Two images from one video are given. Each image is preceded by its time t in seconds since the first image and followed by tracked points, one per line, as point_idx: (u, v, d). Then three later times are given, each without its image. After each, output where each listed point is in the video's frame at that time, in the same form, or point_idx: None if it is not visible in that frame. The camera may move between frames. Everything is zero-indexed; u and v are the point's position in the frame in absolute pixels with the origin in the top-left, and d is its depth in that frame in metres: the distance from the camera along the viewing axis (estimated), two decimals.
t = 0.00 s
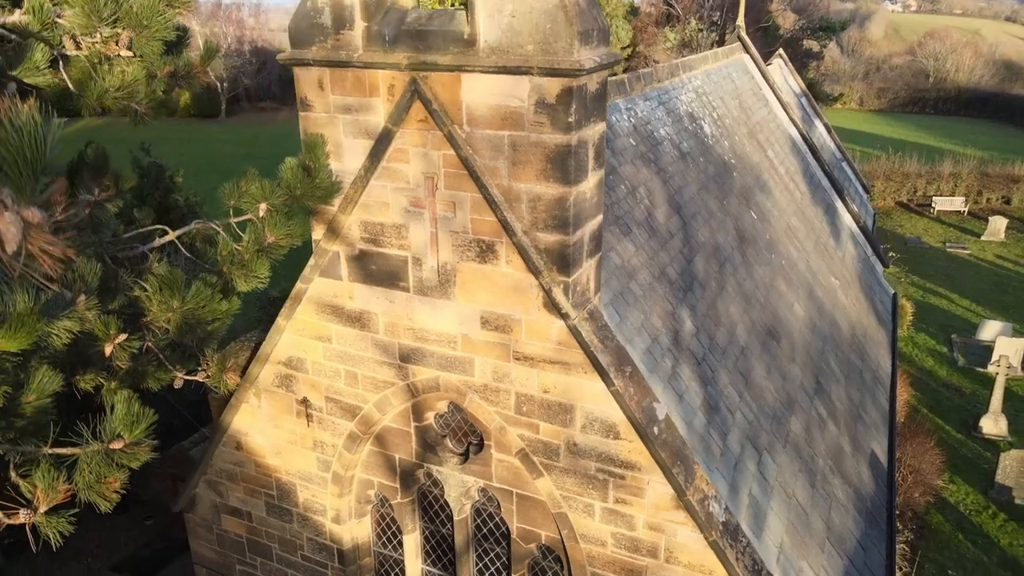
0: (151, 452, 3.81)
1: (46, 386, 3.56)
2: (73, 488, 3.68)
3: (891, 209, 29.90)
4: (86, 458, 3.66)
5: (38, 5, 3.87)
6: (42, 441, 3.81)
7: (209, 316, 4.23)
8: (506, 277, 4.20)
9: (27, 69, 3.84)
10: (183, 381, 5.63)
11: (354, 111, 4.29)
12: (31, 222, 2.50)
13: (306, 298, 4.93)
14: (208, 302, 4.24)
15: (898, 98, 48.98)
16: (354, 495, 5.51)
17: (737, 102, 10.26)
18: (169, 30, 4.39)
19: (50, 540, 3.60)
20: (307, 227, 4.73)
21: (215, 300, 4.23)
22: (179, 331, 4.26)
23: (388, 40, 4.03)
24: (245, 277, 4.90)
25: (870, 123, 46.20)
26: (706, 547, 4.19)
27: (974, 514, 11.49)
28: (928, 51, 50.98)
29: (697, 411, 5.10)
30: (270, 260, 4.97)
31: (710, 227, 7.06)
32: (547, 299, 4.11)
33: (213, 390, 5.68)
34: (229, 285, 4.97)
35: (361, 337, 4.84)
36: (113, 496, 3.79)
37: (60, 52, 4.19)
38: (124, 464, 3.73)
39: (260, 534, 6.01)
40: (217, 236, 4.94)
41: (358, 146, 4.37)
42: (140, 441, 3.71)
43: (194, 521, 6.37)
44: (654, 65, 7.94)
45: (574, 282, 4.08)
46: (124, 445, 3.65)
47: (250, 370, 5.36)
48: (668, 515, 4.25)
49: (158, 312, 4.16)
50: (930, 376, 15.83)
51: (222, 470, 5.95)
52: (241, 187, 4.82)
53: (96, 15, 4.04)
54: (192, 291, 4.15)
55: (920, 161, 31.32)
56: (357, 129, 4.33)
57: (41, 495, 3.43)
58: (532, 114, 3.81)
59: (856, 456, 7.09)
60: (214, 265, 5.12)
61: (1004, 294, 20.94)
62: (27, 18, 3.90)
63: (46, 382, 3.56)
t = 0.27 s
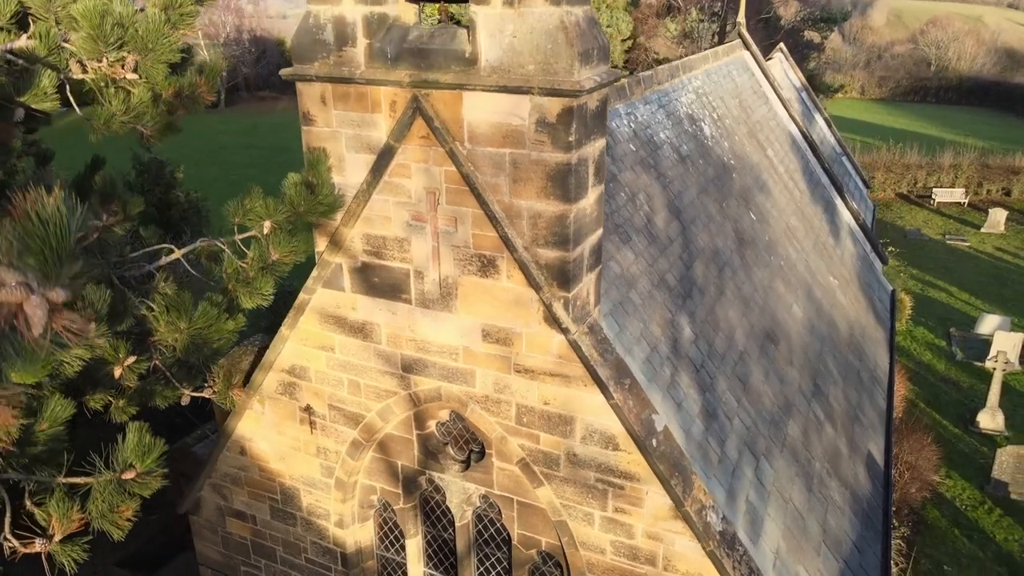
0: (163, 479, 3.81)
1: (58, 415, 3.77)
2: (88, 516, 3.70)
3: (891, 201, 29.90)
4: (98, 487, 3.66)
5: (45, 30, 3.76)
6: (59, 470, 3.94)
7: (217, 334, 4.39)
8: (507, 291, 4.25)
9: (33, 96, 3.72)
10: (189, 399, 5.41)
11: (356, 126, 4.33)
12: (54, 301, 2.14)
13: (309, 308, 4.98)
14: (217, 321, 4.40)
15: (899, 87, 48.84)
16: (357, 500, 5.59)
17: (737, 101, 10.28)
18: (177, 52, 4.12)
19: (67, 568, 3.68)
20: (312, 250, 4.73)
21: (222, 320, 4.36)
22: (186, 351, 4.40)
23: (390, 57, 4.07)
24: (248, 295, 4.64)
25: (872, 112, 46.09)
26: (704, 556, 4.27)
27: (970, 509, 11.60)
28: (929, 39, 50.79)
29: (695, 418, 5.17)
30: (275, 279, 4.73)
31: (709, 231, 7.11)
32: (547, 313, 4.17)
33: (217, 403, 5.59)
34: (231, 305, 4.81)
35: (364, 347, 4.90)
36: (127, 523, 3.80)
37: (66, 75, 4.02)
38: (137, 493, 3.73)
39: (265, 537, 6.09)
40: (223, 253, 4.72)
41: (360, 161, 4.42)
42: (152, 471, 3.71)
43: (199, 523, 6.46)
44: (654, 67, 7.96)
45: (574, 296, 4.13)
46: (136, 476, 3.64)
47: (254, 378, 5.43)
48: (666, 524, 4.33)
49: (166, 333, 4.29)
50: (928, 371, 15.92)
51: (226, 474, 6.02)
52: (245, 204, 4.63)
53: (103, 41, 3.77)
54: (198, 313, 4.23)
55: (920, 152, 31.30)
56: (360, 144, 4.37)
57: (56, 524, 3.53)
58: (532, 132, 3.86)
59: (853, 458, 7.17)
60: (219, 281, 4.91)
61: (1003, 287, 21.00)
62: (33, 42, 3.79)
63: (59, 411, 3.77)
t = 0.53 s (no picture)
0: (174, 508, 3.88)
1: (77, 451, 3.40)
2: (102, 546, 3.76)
3: (891, 192, 29.90)
4: (112, 518, 3.72)
5: (52, 58, 3.72)
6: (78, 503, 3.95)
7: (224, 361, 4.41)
8: (508, 307, 4.31)
9: (42, 125, 3.60)
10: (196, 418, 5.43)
11: (359, 144, 4.37)
12: (79, 379, 2.29)
13: (313, 320, 5.04)
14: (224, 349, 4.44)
15: (901, 76, 48.69)
16: (360, 506, 5.68)
17: (737, 101, 10.30)
18: (184, 79, 4.01)
19: None
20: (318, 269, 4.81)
21: (230, 343, 4.40)
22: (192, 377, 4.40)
23: (392, 77, 4.11)
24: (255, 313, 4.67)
25: (873, 102, 45.97)
26: (702, 567, 4.35)
27: (965, 505, 11.71)
28: (931, 28, 50.55)
29: (693, 428, 5.24)
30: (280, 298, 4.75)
31: (708, 236, 7.16)
32: (548, 329, 4.23)
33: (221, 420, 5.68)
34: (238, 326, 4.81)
35: (367, 358, 4.96)
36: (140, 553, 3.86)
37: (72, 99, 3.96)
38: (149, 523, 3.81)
39: (269, 541, 6.18)
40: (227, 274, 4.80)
41: (363, 177, 4.46)
42: (164, 501, 3.78)
43: (204, 526, 6.55)
44: (654, 71, 7.99)
45: (574, 313, 4.19)
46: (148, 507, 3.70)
47: (258, 387, 5.50)
48: (665, 535, 4.41)
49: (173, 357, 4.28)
50: (926, 366, 16.01)
51: (231, 479, 6.11)
52: (250, 222, 4.71)
53: (109, 70, 3.64)
54: (206, 334, 4.28)
55: (921, 144, 31.27)
56: (362, 161, 4.42)
57: (71, 555, 3.57)
58: (533, 153, 3.90)
59: (850, 460, 7.26)
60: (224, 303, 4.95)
61: (1002, 280, 21.07)
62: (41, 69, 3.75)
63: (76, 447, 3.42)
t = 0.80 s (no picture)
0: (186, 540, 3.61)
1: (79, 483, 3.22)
2: None
3: (892, 184, 29.90)
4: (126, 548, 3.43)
5: (62, 88, 3.80)
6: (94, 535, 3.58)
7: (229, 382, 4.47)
8: (509, 323, 4.38)
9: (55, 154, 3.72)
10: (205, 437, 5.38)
11: (362, 161, 4.42)
12: (105, 457, 2.51)
13: (316, 332, 5.10)
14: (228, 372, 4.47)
15: (902, 65, 48.52)
16: (363, 512, 5.77)
17: (737, 102, 10.32)
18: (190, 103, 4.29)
19: None
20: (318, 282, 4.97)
21: (237, 365, 4.42)
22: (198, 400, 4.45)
23: (395, 98, 4.15)
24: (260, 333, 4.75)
25: (874, 91, 45.83)
26: None
27: (962, 501, 11.83)
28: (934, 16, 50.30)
29: (692, 437, 5.33)
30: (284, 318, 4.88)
31: (708, 242, 7.21)
32: (548, 346, 4.30)
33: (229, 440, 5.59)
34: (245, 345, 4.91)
35: (370, 370, 5.04)
36: None
37: (83, 126, 4.06)
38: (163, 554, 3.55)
39: (274, 545, 6.28)
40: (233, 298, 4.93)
41: (366, 194, 4.51)
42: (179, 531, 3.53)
43: (210, 529, 6.64)
44: (654, 75, 8.02)
45: (574, 330, 4.26)
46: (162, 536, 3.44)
47: (262, 396, 5.57)
48: (663, 546, 4.50)
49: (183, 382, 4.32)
50: (924, 361, 16.10)
51: (236, 485, 6.19)
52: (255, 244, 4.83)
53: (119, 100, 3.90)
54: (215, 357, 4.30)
55: (921, 135, 31.23)
56: (365, 179, 4.47)
57: None
58: (534, 174, 3.95)
59: (847, 463, 7.35)
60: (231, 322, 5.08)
61: (1001, 274, 21.14)
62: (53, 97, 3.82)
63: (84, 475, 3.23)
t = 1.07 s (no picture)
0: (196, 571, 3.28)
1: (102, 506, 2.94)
2: None
3: (892, 176, 29.91)
4: None
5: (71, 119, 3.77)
6: None
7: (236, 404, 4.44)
8: (511, 339, 4.45)
9: (62, 184, 3.83)
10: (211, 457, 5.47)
11: (365, 180, 4.48)
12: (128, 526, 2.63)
13: (320, 344, 5.17)
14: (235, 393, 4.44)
15: (904, 54, 48.36)
16: (367, 518, 5.86)
17: (737, 103, 10.36)
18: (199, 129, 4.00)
19: None
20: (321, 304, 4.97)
21: (244, 387, 4.41)
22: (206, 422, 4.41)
23: (397, 118, 4.21)
24: (266, 353, 4.72)
25: (875, 81, 45.71)
26: None
27: (957, 498, 11.95)
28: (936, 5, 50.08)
29: (690, 446, 5.41)
30: (290, 339, 4.83)
31: (707, 248, 7.28)
32: (549, 362, 4.37)
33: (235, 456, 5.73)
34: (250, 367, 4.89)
35: (373, 382, 5.11)
36: None
37: (92, 152, 3.97)
38: None
39: (279, 548, 6.38)
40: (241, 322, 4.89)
41: (369, 212, 4.57)
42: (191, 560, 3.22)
43: (215, 533, 6.74)
44: (654, 80, 8.05)
45: (574, 347, 4.33)
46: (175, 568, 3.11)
47: (266, 405, 5.66)
48: (661, 557, 4.59)
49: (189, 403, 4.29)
50: (922, 356, 16.19)
51: (241, 490, 6.29)
52: (261, 264, 4.83)
53: (126, 129, 3.64)
54: (221, 380, 4.25)
55: (922, 127, 31.21)
56: (368, 197, 4.53)
57: None
58: (535, 196, 4.01)
59: (843, 466, 7.44)
60: (237, 342, 5.02)
61: (1000, 268, 21.21)
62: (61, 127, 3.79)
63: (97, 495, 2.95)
